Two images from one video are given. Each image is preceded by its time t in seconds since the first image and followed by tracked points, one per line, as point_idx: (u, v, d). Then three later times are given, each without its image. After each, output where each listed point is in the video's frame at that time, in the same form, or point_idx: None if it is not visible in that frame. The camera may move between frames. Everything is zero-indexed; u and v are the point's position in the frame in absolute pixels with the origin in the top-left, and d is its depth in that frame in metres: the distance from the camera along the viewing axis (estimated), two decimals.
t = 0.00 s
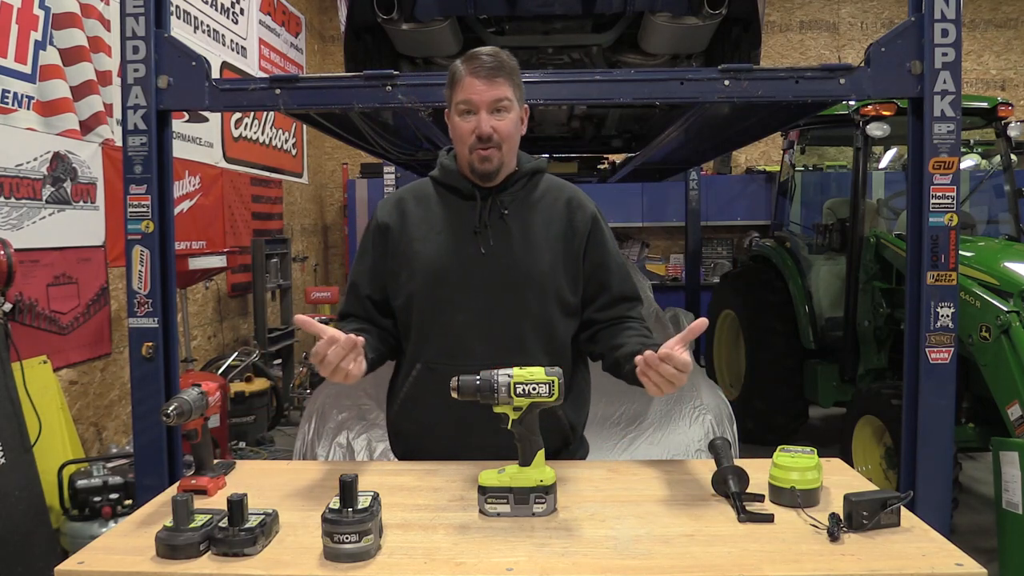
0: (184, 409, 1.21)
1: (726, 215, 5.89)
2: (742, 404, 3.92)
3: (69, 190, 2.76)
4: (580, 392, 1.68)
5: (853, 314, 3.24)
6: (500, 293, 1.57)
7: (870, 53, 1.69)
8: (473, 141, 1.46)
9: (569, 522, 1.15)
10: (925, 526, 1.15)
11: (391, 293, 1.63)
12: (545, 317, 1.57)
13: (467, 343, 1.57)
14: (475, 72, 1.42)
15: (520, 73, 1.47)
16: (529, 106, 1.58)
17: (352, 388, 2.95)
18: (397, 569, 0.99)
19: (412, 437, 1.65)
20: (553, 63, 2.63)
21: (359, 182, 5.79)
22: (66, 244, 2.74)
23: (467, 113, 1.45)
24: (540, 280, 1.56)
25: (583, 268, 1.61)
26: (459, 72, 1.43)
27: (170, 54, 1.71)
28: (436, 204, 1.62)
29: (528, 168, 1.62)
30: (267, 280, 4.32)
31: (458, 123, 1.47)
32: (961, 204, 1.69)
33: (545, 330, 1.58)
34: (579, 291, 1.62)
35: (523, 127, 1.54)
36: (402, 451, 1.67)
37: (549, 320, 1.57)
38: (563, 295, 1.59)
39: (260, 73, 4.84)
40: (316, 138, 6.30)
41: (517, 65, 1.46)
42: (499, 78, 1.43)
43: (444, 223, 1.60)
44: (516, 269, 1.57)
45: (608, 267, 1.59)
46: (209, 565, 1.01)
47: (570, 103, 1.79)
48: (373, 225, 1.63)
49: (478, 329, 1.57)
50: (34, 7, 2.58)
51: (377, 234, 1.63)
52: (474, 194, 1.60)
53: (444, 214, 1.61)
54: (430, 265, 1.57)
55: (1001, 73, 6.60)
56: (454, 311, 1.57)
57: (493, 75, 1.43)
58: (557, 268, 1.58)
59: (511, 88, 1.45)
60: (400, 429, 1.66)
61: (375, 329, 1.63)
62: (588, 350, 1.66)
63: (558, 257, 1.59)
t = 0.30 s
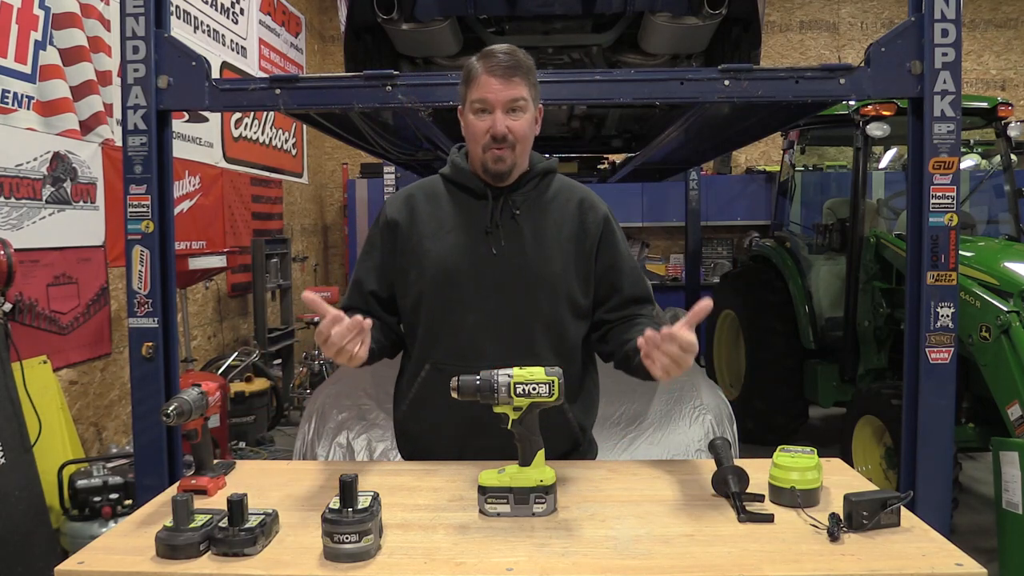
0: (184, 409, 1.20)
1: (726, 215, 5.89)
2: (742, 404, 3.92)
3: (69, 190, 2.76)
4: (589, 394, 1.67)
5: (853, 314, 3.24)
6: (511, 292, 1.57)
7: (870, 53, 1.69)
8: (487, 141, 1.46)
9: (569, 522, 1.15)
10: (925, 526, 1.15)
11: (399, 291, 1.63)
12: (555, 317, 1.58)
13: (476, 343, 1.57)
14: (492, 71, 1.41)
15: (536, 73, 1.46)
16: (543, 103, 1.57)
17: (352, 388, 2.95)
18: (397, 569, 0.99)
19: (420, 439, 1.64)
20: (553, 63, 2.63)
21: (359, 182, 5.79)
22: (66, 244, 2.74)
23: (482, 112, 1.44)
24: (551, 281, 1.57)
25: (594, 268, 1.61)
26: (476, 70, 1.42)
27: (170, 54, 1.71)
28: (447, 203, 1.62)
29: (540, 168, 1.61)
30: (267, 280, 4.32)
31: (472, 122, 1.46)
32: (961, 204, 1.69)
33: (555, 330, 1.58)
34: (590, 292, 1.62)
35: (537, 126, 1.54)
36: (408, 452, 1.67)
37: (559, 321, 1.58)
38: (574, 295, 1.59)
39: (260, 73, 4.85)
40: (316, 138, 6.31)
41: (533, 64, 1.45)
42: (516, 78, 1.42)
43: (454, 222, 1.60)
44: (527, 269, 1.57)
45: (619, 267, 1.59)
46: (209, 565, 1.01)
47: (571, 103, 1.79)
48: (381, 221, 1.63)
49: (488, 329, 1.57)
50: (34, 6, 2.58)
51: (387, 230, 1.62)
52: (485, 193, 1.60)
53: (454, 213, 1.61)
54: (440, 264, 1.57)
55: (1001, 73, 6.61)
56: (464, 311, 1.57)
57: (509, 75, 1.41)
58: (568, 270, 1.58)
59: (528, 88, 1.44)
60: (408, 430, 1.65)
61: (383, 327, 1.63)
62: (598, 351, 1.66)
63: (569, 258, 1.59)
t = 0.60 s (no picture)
0: (184, 409, 1.20)
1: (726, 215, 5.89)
2: (742, 404, 3.92)
3: (69, 190, 2.76)
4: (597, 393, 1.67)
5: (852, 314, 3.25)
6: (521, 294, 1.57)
7: (870, 53, 1.69)
8: (500, 146, 1.46)
9: (569, 522, 1.15)
10: (925, 526, 1.15)
11: (407, 290, 1.62)
12: (565, 318, 1.58)
13: (485, 344, 1.57)
14: (509, 77, 1.40)
15: (551, 78, 1.45)
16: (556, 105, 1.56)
17: (352, 388, 2.95)
18: (397, 569, 0.99)
19: (428, 439, 1.64)
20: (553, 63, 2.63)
21: (359, 182, 5.79)
22: (66, 244, 2.74)
23: (497, 117, 1.43)
24: (562, 282, 1.57)
25: (604, 269, 1.61)
26: (493, 74, 1.40)
27: (170, 54, 1.71)
28: (456, 203, 1.62)
29: (551, 169, 1.60)
30: (267, 280, 4.32)
31: (486, 126, 1.45)
32: (961, 204, 1.69)
33: (565, 331, 1.58)
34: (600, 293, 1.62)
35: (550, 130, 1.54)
36: (414, 452, 1.67)
37: (569, 321, 1.58)
38: (583, 295, 1.59)
39: (260, 73, 4.85)
40: (316, 138, 6.31)
41: (549, 68, 1.43)
42: (532, 85, 1.41)
43: (464, 222, 1.60)
44: (537, 270, 1.57)
45: (629, 267, 1.59)
46: (209, 565, 1.01)
47: (571, 103, 1.79)
48: (389, 218, 1.61)
49: (498, 330, 1.57)
50: (34, 7, 2.58)
51: (395, 228, 1.61)
52: (495, 194, 1.59)
53: (464, 214, 1.60)
54: (451, 265, 1.57)
55: (1001, 73, 6.61)
56: (474, 312, 1.57)
57: (526, 81, 1.40)
58: (579, 272, 1.59)
59: (543, 95, 1.43)
60: (416, 431, 1.65)
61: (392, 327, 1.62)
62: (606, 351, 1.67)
63: (580, 259, 1.59)
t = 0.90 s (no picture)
0: (184, 409, 1.20)
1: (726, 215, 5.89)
2: (742, 404, 3.92)
3: (69, 190, 2.76)
4: (604, 393, 1.68)
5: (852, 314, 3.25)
6: (529, 296, 1.57)
7: (870, 53, 1.69)
8: (511, 150, 1.45)
9: (569, 522, 1.15)
10: (925, 526, 1.15)
11: (416, 289, 1.62)
12: (573, 320, 1.58)
13: (492, 345, 1.56)
14: (521, 81, 1.38)
15: (564, 82, 1.44)
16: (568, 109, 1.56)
17: (352, 388, 2.95)
18: (397, 569, 0.99)
19: (434, 439, 1.64)
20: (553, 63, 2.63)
21: (359, 182, 5.79)
22: (66, 244, 2.74)
23: (509, 121, 1.43)
24: (570, 284, 1.57)
25: (611, 271, 1.61)
26: (505, 78, 1.39)
27: (170, 54, 1.71)
28: (464, 203, 1.61)
29: (559, 171, 1.61)
30: (267, 280, 4.32)
31: (498, 129, 1.45)
32: (961, 204, 1.69)
33: (572, 332, 1.58)
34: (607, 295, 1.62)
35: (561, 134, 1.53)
36: (419, 452, 1.67)
37: (576, 323, 1.58)
38: (591, 297, 1.59)
39: (260, 73, 4.85)
40: (316, 138, 6.31)
41: (562, 73, 1.42)
42: (545, 90, 1.40)
43: (472, 223, 1.60)
44: (545, 272, 1.57)
45: (636, 269, 1.59)
46: (209, 565, 1.01)
47: (572, 103, 1.79)
48: (398, 216, 1.61)
49: (505, 331, 1.57)
50: (34, 7, 2.58)
51: (403, 227, 1.61)
52: (503, 195, 1.59)
53: (472, 215, 1.60)
54: (459, 266, 1.57)
55: (1001, 73, 6.61)
56: (482, 313, 1.57)
57: (539, 86, 1.39)
58: (586, 273, 1.59)
59: (556, 100, 1.42)
60: (422, 430, 1.65)
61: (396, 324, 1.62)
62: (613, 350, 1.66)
63: (587, 261, 1.59)
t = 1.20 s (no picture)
0: (184, 409, 1.20)
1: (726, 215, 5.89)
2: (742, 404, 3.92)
3: (69, 190, 2.76)
4: (606, 394, 1.68)
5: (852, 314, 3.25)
6: (533, 296, 1.57)
7: (870, 53, 1.69)
8: (515, 146, 1.45)
9: (569, 522, 1.15)
10: (925, 526, 1.15)
11: (420, 289, 1.63)
12: (576, 320, 1.58)
13: (495, 346, 1.56)
14: (526, 76, 1.39)
15: (569, 79, 1.45)
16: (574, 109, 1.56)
17: (352, 388, 2.95)
18: (397, 569, 0.99)
19: (436, 440, 1.64)
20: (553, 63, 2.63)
21: (359, 182, 5.79)
22: (66, 244, 2.74)
23: (513, 116, 1.43)
24: (574, 285, 1.57)
25: (615, 272, 1.61)
26: (510, 73, 1.40)
27: (170, 54, 1.71)
28: (468, 203, 1.61)
29: (564, 172, 1.61)
30: (267, 280, 4.32)
31: (502, 125, 1.45)
32: (961, 204, 1.69)
33: (575, 333, 1.58)
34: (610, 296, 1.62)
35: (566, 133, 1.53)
36: (421, 452, 1.67)
37: (580, 323, 1.58)
38: (594, 298, 1.59)
39: (260, 73, 4.85)
40: (316, 138, 6.31)
41: (567, 70, 1.43)
42: (550, 86, 1.41)
43: (477, 223, 1.59)
44: (549, 272, 1.57)
45: (639, 269, 1.59)
46: (209, 565, 1.01)
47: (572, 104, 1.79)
48: (402, 216, 1.61)
49: (508, 332, 1.57)
50: (34, 7, 2.58)
51: (408, 227, 1.61)
52: (508, 195, 1.59)
53: (477, 215, 1.60)
54: (463, 266, 1.57)
55: (1001, 73, 6.61)
56: (485, 314, 1.57)
57: (544, 82, 1.40)
58: (590, 274, 1.59)
59: (561, 95, 1.43)
60: (424, 431, 1.65)
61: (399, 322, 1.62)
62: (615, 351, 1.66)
63: (591, 262, 1.59)
